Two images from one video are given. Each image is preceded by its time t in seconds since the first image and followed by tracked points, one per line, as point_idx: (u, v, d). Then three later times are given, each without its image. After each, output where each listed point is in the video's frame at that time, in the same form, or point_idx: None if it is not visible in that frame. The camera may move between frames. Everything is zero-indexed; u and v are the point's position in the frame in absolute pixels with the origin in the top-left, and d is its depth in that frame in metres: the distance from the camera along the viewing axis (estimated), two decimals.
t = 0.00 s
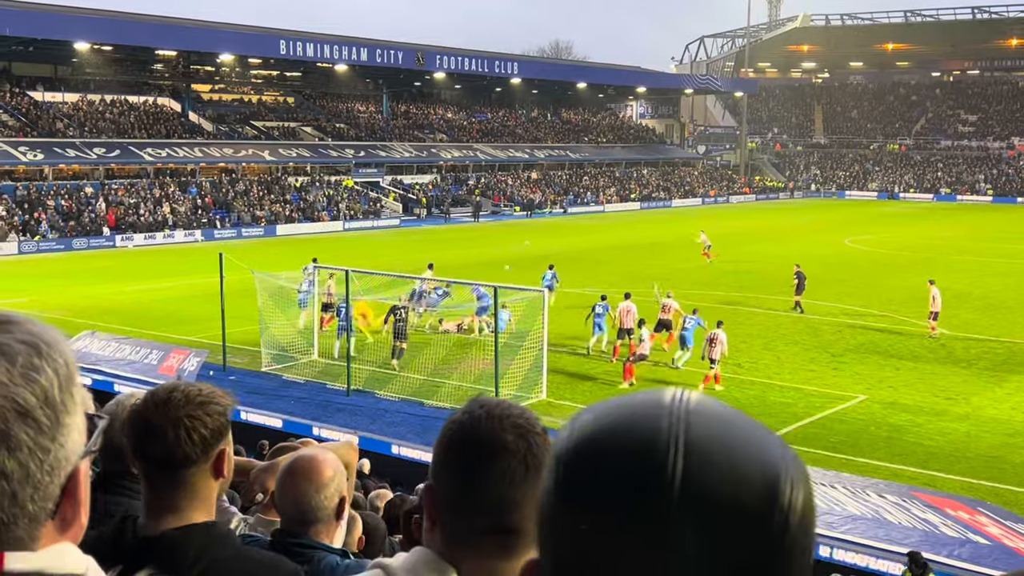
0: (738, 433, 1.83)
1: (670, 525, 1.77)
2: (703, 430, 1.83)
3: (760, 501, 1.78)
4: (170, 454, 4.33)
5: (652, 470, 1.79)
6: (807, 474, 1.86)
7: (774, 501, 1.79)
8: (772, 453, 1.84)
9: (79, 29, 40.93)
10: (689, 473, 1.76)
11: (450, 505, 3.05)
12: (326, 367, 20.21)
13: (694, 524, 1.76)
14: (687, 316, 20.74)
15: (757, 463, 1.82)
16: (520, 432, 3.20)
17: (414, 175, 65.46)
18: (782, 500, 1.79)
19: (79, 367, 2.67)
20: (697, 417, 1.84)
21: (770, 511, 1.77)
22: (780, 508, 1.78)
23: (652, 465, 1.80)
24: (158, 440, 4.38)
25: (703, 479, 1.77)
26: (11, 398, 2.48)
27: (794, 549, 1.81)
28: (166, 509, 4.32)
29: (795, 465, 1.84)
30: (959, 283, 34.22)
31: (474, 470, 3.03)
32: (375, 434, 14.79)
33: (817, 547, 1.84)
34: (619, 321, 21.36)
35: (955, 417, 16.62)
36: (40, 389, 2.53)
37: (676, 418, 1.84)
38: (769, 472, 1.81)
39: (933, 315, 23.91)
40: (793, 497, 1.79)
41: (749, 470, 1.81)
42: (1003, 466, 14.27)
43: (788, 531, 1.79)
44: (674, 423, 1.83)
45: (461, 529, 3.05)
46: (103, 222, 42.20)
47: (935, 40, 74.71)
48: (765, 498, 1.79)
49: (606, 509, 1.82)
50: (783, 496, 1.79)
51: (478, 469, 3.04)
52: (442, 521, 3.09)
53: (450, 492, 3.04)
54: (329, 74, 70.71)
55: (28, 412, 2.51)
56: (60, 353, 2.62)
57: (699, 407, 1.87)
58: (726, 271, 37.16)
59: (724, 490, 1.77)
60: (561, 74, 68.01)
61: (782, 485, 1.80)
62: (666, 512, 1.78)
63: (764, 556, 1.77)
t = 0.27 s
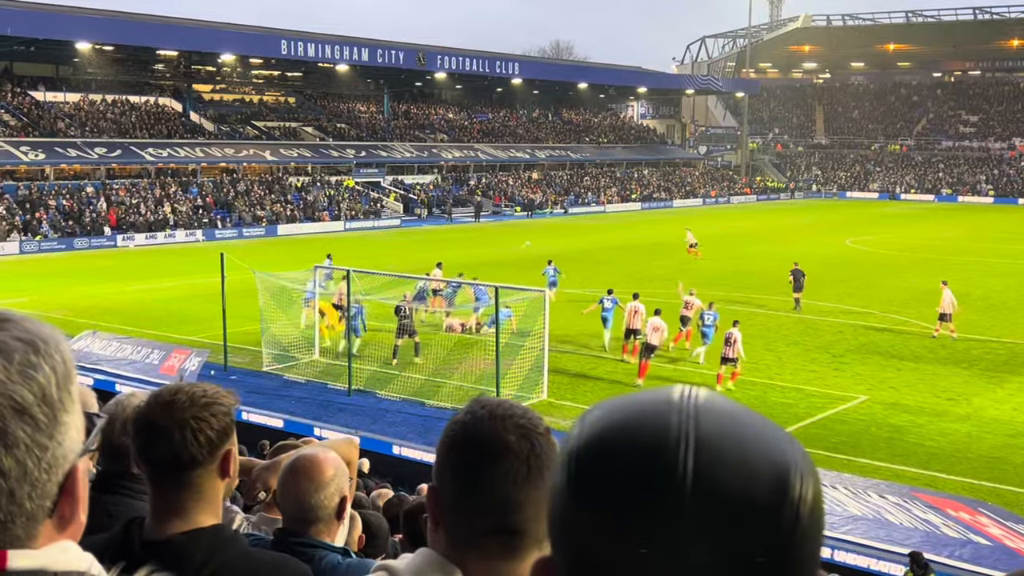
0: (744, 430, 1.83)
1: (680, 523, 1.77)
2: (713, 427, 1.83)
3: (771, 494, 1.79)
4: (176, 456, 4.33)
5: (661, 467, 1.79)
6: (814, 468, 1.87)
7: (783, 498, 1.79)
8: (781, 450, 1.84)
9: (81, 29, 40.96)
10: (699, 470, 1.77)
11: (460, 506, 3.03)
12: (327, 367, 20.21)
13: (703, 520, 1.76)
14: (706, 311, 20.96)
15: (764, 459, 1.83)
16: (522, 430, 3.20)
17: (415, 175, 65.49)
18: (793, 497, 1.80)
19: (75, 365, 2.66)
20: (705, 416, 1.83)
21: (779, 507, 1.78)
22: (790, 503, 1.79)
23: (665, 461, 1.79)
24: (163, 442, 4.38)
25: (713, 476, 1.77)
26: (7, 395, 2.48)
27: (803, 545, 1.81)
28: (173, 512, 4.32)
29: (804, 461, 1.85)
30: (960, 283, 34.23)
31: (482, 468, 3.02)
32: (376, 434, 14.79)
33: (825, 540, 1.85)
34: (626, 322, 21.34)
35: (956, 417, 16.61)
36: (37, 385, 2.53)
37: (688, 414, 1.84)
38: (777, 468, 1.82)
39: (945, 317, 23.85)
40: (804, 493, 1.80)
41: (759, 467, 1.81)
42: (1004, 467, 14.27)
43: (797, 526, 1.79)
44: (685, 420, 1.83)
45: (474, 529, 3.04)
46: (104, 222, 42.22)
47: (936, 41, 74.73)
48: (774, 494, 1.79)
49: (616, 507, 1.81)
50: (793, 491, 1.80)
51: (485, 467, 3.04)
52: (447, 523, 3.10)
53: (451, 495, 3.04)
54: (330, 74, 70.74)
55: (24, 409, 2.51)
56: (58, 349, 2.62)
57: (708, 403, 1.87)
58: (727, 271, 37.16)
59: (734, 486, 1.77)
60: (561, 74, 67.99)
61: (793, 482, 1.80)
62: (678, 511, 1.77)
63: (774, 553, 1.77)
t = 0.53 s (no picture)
0: (716, 425, 1.83)
1: (649, 517, 1.78)
2: (683, 421, 1.83)
3: (739, 489, 1.79)
4: (182, 456, 4.36)
5: (631, 463, 1.80)
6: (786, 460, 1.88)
7: (751, 491, 1.80)
8: (751, 443, 1.84)
9: (79, 30, 40.91)
10: (666, 464, 1.77)
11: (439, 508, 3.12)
12: (326, 368, 20.22)
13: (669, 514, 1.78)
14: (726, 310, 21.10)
15: (735, 452, 1.84)
16: (503, 431, 3.26)
17: (414, 176, 65.46)
18: (762, 491, 1.81)
19: (68, 365, 2.67)
20: (676, 410, 1.84)
21: (748, 500, 1.79)
22: (758, 499, 1.80)
23: (635, 456, 1.80)
24: (168, 441, 4.41)
25: (684, 470, 1.78)
26: None
27: (773, 540, 1.82)
28: (175, 512, 4.32)
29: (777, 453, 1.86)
30: (958, 285, 34.24)
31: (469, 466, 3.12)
32: (375, 436, 14.78)
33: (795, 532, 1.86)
34: (630, 322, 21.50)
35: (954, 419, 16.62)
36: (27, 386, 2.53)
37: (657, 409, 1.85)
38: (747, 461, 1.83)
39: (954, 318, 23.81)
40: (771, 487, 1.81)
41: (728, 461, 1.82)
42: (1002, 469, 14.27)
43: (765, 521, 1.80)
44: (657, 414, 1.83)
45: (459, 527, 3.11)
46: (103, 222, 42.20)
47: (934, 43, 74.79)
48: (743, 487, 1.80)
49: (587, 502, 1.83)
50: (762, 487, 1.81)
51: (464, 467, 3.12)
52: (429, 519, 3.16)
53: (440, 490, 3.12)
54: (329, 76, 70.70)
55: (12, 410, 2.50)
56: (50, 350, 2.62)
57: (679, 398, 1.88)
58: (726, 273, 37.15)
59: (702, 481, 1.78)
60: (560, 75, 67.93)
61: (761, 478, 1.81)
62: (647, 504, 1.78)
63: (741, 547, 1.78)
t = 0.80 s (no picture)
0: (612, 419, 1.86)
1: (542, 507, 1.79)
2: (577, 413, 1.86)
3: (630, 478, 1.80)
4: (182, 456, 4.47)
5: (518, 460, 1.81)
6: (680, 452, 1.89)
7: (643, 480, 1.82)
8: (645, 433, 1.87)
9: (73, 32, 40.83)
10: (556, 455, 1.79)
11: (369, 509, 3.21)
12: (321, 371, 20.20)
13: (561, 501, 1.79)
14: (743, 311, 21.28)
15: (629, 443, 1.85)
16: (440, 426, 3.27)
17: (409, 179, 65.41)
18: (654, 479, 1.82)
19: (60, 369, 2.66)
20: (569, 404, 1.86)
21: (641, 489, 1.80)
22: (650, 488, 1.80)
23: (529, 449, 1.82)
24: (169, 442, 4.50)
25: (575, 461, 1.79)
26: None
27: (667, 530, 1.83)
28: (176, 511, 4.49)
29: (670, 441, 1.88)
30: (952, 288, 34.28)
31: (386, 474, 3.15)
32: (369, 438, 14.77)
33: (687, 525, 1.87)
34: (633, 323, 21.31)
35: (948, 421, 16.65)
36: (17, 389, 2.51)
37: (553, 403, 1.88)
38: (641, 453, 1.84)
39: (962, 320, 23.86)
40: (664, 478, 1.82)
41: (619, 451, 1.84)
42: (996, 471, 14.29)
43: (657, 510, 1.81)
44: (552, 409, 1.86)
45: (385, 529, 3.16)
46: (97, 225, 42.16)
47: (927, 46, 74.97)
48: (634, 476, 1.82)
49: (482, 494, 1.84)
50: (654, 477, 1.82)
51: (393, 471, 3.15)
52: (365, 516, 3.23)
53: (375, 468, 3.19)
54: (324, 79, 70.66)
55: (1, 416, 2.48)
56: (43, 356, 2.62)
57: (574, 392, 1.90)
58: (720, 275, 37.20)
59: (592, 471, 1.79)
60: (554, 78, 67.93)
61: (654, 467, 1.83)
62: (540, 494, 1.79)
63: (633, 536, 1.79)
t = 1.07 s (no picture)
0: (485, 414, 1.85)
1: (414, 506, 1.80)
2: (451, 410, 1.84)
3: (499, 475, 1.79)
4: (176, 455, 4.48)
5: (391, 457, 1.82)
6: (560, 444, 1.88)
7: (515, 476, 1.80)
8: (520, 429, 1.86)
9: (64, 35, 40.68)
10: (426, 448, 1.80)
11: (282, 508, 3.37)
12: (311, 374, 20.15)
13: (433, 498, 1.78)
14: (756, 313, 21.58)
15: (504, 439, 1.84)
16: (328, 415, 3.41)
17: (400, 183, 65.34)
18: (527, 476, 1.80)
19: (40, 375, 2.64)
20: (445, 400, 1.86)
21: (511, 486, 1.78)
22: (523, 482, 1.79)
23: (401, 446, 1.82)
24: (162, 442, 4.49)
25: (447, 456, 1.79)
26: None
27: (542, 527, 1.82)
28: (167, 510, 4.52)
29: (548, 432, 1.86)
30: (941, 292, 34.41)
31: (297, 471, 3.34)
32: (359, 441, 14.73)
33: (563, 523, 1.86)
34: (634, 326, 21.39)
35: (937, 425, 16.69)
36: None
37: (428, 399, 1.87)
38: (515, 448, 1.83)
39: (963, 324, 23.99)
40: (536, 475, 1.80)
41: (492, 446, 1.82)
42: (985, 474, 14.35)
43: (531, 508, 1.79)
44: (428, 407, 1.85)
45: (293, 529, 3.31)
46: (87, 228, 41.99)
47: (917, 51, 75.34)
48: (507, 472, 1.79)
49: (360, 492, 1.84)
50: (525, 472, 1.80)
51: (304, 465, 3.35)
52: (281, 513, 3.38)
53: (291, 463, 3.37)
54: (314, 82, 70.56)
55: None
56: (25, 362, 2.61)
57: (451, 387, 1.89)
58: (711, 279, 37.27)
59: (461, 469, 1.78)
60: (546, 82, 68.02)
61: (526, 463, 1.81)
62: (410, 491, 1.80)
63: (502, 535, 1.77)
